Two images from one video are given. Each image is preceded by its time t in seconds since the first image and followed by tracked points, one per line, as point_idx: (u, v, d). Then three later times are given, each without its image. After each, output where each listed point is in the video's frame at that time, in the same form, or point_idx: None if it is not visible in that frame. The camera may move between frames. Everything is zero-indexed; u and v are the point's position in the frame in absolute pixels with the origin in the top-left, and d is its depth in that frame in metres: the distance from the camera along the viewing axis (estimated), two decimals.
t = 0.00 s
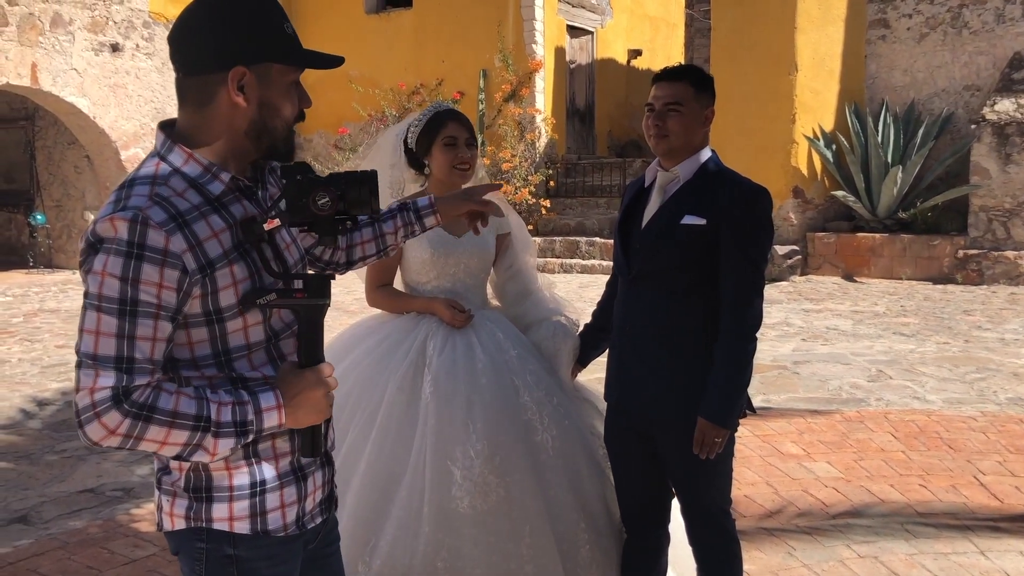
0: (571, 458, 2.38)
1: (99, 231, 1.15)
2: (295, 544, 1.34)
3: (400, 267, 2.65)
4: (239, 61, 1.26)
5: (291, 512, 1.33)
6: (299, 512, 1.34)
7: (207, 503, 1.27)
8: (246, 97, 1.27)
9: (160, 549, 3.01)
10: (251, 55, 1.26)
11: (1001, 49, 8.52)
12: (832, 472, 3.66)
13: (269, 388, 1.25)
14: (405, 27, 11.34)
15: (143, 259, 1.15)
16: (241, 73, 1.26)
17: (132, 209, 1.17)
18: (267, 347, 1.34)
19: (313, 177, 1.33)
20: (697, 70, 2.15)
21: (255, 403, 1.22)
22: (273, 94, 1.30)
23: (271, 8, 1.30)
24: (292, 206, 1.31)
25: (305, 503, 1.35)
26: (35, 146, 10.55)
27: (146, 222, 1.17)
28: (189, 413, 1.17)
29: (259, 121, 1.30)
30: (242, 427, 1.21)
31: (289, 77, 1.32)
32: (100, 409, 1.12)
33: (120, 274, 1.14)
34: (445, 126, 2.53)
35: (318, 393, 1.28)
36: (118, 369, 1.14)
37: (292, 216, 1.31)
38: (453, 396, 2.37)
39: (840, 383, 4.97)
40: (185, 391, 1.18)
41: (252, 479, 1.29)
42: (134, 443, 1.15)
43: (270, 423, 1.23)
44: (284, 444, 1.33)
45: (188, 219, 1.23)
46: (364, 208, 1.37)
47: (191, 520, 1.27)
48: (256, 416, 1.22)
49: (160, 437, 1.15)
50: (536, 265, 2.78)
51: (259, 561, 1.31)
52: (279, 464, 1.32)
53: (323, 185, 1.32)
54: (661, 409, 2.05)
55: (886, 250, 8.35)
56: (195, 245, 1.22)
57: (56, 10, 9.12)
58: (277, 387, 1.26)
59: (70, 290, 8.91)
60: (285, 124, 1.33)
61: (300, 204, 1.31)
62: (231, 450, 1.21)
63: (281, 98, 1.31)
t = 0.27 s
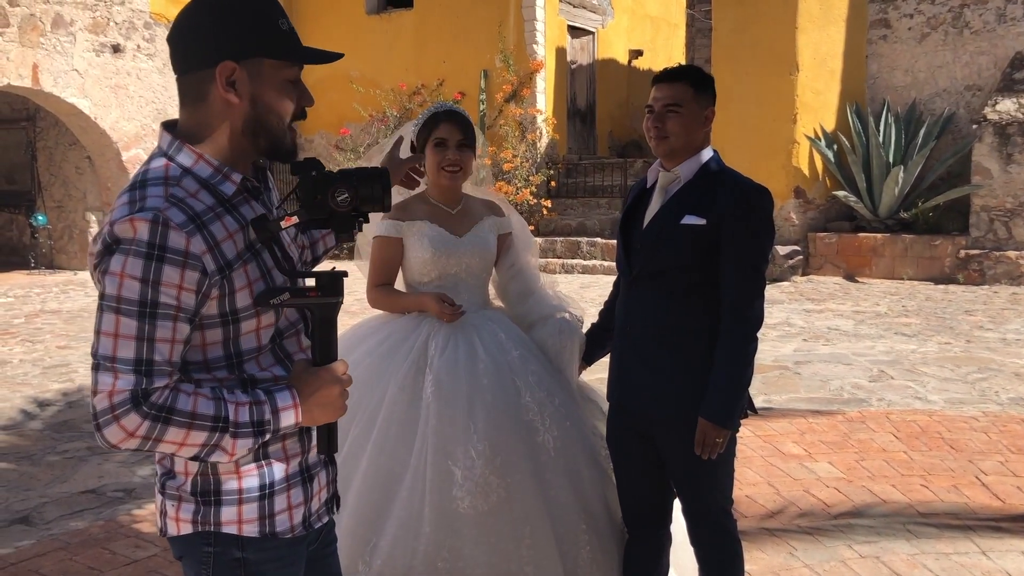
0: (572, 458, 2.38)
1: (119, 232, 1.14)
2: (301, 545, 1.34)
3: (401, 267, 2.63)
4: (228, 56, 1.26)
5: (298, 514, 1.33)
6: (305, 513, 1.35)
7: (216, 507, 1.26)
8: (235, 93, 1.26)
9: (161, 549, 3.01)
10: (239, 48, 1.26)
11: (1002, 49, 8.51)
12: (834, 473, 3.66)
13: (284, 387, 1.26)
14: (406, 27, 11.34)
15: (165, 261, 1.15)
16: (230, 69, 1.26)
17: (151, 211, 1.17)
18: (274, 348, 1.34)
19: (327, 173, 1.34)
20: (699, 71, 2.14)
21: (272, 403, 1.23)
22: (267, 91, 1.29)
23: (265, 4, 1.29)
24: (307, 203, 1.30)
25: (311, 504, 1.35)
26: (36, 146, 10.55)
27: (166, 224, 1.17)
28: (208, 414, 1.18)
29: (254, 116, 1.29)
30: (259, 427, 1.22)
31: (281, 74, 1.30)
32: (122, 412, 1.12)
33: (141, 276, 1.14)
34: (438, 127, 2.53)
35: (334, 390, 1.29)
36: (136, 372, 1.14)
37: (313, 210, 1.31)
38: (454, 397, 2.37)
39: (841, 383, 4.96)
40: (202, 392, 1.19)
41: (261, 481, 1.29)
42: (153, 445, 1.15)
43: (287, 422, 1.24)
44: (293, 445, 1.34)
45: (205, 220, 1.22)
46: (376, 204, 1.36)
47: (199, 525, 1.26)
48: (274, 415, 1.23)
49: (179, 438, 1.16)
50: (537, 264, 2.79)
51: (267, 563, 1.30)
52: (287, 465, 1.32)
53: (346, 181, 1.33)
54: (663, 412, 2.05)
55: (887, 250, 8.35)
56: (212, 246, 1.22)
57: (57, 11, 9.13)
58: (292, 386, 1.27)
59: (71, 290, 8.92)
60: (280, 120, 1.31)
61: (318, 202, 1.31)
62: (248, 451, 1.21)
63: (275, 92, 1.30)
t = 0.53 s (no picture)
0: (573, 456, 2.38)
1: (126, 227, 1.15)
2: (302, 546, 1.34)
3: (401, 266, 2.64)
4: (169, 64, 1.29)
5: (299, 514, 1.33)
6: (307, 514, 1.35)
7: (217, 507, 1.26)
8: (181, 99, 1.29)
9: (161, 549, 3.01)
10: (172, 56, 1.28)
11: (1002, 48, 8.50)
12: (834, 472, 3.66)
13: (291, 387, 1.25)
14: (406, 27, 11.35)
15: (172, 257, 1.16)
16: (175, 76, 1.29)
17: (160, 206, 1.18)
18: (277, 349, 1.34)
19: (343, 169, 1.33)
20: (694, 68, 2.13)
21: (277, 402, 1.22)
22: (208, 92, 1.28)
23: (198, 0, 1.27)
24: (322, 200, 1.31)
25: (312, 505, 1.35)
26: (36, 146, 10.55)
27: (175, 220, 1.17)
28: (211, 412, 1.17)
29: (204, 120, 1.30)
30: (263, 427, 1.21)
31: (219, 72, 1.27)
32: (123, 406, 1.13)
33: (149, 272, 1.15)
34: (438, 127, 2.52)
35: (342, 391, 1.28)
36: (141, 368, 1.14)
37: (330, 205, 1.32)
38: (455, 395, 2.37)
39: (841, 383, 4.96)
40: (206, 390, 1.18)
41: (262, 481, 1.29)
42: (155, 441, 1.15)
43: (293, 423, 1.23)
44: (293, 446, 1.33)
45: (214, 217, 1.23)
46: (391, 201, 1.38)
47: (199, 525, 1.26)
48: (278, 415, 1.22)
49: (180, 435, 1.15)
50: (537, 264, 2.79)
51: (267, 564, 1.30)
52: (289, 466, 1.32)
53: (361, 177, 1.34)
54: (663, 411, 2.05)
55: (887, 249, 8.34)
56: (220, 243, 1.23)
57: (57, 11, 9.13)
58: (299, 386, 1.26)
59: (71, 290, 8.92)
60: (228, 122, 1.29)
61: (333, 200, 1.32)
62: (251, 450, 1.20)
63: (216, 94, 1.28)
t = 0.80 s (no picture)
0: (572, 456, 2.38)
1: (114, 223, 1.16)
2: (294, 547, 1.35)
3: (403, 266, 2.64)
4: (167, 66, 1.31)
5: (289, 517, 1.33)
6: (296, 518, 1.35)
7: (204, 508, 1.27)
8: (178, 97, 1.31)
9: (161, 549, 3.01)
10: (170, 56, 1.29)
11: (1002, 46, 8.49)
12: (834, 470, 3.66)
13: (279, 390, 1.23)
14: (406, 26, 11.35)
15: (158, 254, 1.16)
16: (173, 76, 1.31)
17: (149, 203, 1.18)
18: (269, 350, 1.34)
19: (342, 169, 1.33)
20: (681, 71, 2.12)
21: (262, 405, 1.20)
22: (201, 94, 1.29)
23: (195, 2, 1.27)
24: (320, 200, 1.30)
25: (302, 509, 1.35)
26: (37, 146, 10.56)
27: (163, 217, 1.18)
28: (193, 412, 1.16)
29: (197, 123, 1.32)
30: (246, 431, 1.18)
31: (211, 75, 1.28)
32: (108, 400, 1.14)
33: (135, 268, 1.15)
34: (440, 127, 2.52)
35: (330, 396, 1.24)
36: (126, 365, 1.14)
37: (328, 206, 1.31)
38: (454, 394, 2.37)
39: (841, 381, 4.96)
40: (192, 389, 1.17)
41: (249, 482, 1.29)
42: (140, 438, 1.15)
43: (276, 428, 1.20)
44: (283, 448, 1.33)
45: (204, 215, 1.24)
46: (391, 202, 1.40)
47: (186, 525, 1.27)
48: (262, 419, 1.19)
49: (162, 433, 1.15)
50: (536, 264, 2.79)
51: (255, 565, 1.31)
52: (279, 469, 1.32)
53: (360, 179, 1.35)
54: (660, 409, 2.05)
55: (888, 248, 8.34)
56: (209, 241, 1.24)
57: (57, 11, 9.13)
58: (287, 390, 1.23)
59: (72, 290, 8.93)
60: (220, 125, 1.30)
61: (332, 200, 1.32)
62: (232, 453, 1.18)
63: (208, 97, 1.29)
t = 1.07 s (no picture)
0: (571, 455, 2.38)
1: (99, 217, 1.19)
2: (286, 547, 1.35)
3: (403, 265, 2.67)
4: (174, 63, 1.35)
5: (270, 522, 1.32)
6: (280, 524, 1.34)
7: (185, 506, 1.29)
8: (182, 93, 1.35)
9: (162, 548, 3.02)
10: (177, 52, 1.33)
11: (1004, 45, 8.48)
12: (835, 470, 3.65)
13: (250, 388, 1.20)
14: (407, 27, 11.35)
15: (136, 247, 1.18)
16: (180, 71, 1.35)
17: (134, 198, 1.21)
18: (259, 350, 1.34)
19: (318, 169, 1.30)
20: (675, 69, 2.13)
21: (231, 402, 1.18)
22: (202, 90, 1.32)
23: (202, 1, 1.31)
24: (296, 198, 1.26)
25: (287, 515, 1.34)
26: (39, 147, 10.58)
27: (146, 212, 1.21)
28: (162, 404, 1.16)
29: (198, 118, 1.35)
30: (212, 427, 1.17)
31: (213, 72, 1.31)
32: (82, 388, 1.16)
33: (115, 261, 1.18)
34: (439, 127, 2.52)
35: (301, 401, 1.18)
36: (101, 355, 1.17)
37: (302, 204, 1.27)
38: (453, 394, 2.37)
39: (842, 381, 4.95)
40: (164, 382, 1.18)
41: (230, 484, 1.29)
42: (112, 429, 1.16)
43: (243, 426, 1.18)
44: (268, 452, 1.32)
45: (189, 212, 1.26)
46: (374, 201, 1.33)
47: (170, 522, 1.30)
48: (230, 416, 1.18)
49: (131, 425, 1.15)
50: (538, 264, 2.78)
51: (238, 566, 1.32)
52: (263, 473, 1.31)
53: (335, 176, 1.30)
54: (656, 408, 2.06)
55: (889, 247, 8.33)
56: (192, 237, 1.25)
57: (58, 12, 9.14)
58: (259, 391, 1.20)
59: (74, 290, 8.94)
60: (219, 122, 1.33)
61: (306, 196, 1.27)
62: (199, 449, 1.17)
63: (209, 94, 1.32)
